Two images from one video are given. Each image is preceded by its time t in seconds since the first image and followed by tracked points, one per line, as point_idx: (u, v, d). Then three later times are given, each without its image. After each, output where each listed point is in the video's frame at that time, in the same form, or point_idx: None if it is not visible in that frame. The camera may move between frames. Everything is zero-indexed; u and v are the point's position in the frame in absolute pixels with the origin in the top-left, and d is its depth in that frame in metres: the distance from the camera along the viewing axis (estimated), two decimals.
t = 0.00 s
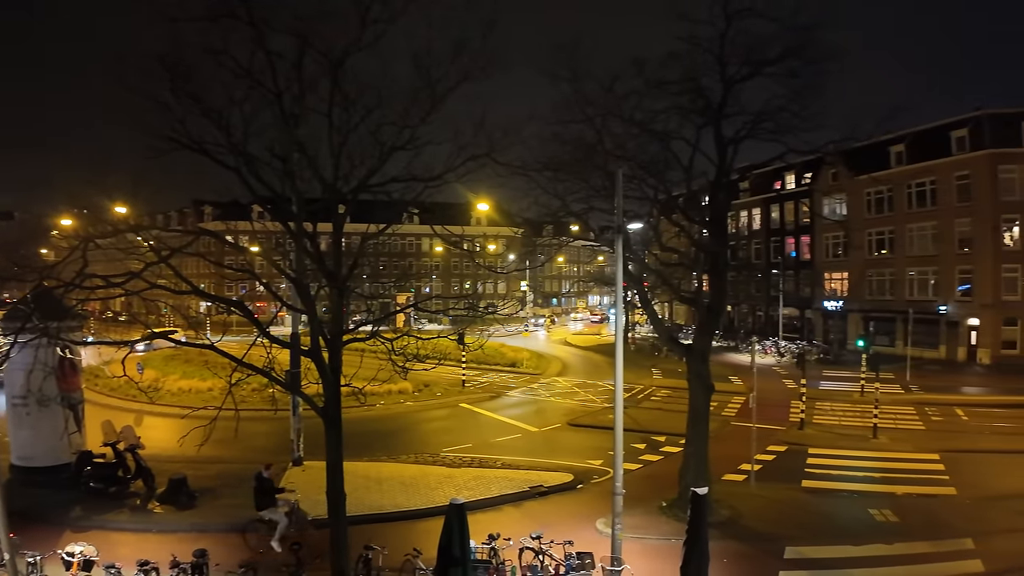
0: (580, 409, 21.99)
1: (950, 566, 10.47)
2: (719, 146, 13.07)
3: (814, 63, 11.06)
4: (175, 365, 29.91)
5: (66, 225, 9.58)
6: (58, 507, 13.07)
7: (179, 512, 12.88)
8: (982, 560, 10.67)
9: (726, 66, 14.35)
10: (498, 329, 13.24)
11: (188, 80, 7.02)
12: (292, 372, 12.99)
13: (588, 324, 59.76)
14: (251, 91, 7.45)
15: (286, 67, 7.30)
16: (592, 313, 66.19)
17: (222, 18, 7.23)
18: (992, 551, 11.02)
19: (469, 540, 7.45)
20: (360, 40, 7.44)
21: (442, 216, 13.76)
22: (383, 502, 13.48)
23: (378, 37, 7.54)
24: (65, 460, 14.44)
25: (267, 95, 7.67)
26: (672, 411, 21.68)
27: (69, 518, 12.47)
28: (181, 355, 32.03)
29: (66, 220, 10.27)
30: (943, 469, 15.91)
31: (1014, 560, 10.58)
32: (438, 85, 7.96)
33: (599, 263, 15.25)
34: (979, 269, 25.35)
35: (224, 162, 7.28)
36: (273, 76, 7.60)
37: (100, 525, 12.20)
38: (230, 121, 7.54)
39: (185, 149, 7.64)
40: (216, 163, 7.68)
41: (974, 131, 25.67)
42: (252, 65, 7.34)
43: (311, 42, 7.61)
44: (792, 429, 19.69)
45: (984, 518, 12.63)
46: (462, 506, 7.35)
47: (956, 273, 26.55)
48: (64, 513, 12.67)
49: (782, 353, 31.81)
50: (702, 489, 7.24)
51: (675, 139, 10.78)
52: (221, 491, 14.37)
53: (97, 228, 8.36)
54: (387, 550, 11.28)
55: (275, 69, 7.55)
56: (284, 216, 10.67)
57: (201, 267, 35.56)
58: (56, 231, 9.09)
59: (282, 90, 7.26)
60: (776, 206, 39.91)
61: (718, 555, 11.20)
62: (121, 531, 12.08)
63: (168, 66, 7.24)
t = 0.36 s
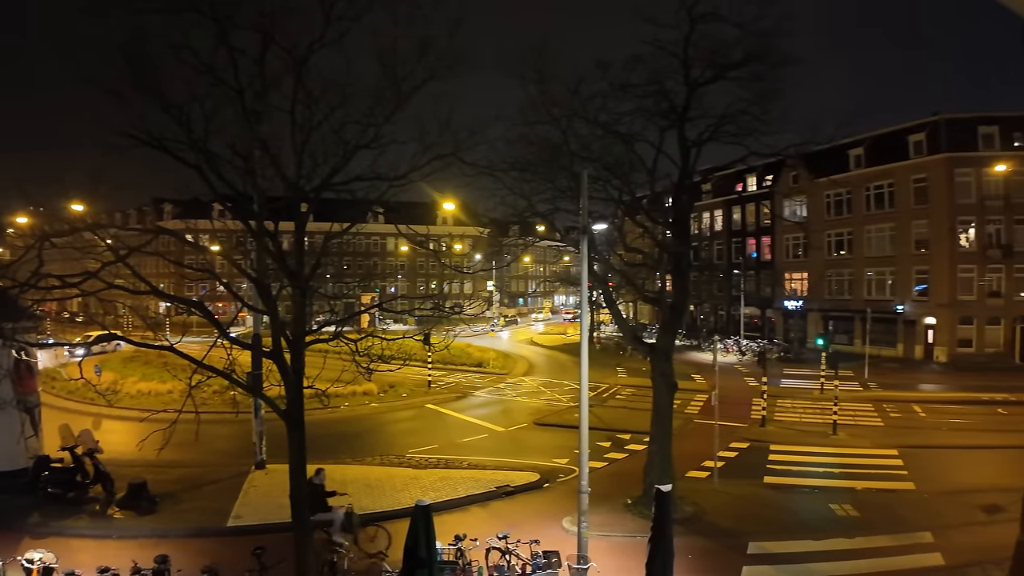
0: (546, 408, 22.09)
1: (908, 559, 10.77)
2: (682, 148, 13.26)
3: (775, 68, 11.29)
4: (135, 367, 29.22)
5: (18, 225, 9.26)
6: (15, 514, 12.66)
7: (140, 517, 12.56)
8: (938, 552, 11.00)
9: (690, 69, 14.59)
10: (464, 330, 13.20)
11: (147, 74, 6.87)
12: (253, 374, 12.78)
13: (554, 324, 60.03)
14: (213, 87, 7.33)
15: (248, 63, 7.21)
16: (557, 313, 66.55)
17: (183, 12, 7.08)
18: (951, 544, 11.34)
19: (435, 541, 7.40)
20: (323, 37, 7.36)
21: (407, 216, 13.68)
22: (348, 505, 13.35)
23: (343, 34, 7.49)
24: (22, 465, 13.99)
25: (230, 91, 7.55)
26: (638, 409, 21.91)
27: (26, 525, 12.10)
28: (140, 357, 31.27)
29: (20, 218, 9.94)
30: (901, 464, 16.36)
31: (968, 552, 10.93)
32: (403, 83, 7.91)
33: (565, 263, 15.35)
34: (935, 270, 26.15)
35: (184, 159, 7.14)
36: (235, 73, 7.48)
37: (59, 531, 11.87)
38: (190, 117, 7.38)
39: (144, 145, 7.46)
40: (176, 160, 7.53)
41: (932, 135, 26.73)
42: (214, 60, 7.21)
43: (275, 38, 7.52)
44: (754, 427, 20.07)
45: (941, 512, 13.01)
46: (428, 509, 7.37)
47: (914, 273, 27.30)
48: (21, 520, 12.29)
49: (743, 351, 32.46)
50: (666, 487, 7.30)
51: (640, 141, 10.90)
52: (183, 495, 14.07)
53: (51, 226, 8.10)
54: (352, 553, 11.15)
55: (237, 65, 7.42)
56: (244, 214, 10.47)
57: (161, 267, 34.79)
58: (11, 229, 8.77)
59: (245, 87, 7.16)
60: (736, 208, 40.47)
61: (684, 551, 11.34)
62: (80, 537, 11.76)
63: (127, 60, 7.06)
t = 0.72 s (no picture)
0: (511, 408, 22.16)
1: (867, 552, 11.06)
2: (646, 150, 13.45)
3: (736, 72, 11.51)
4: (92, 369, 28.45)
5: None
6: None
7: (99, 523, 12.24)
8: (897, 546, 11.31)
9: (653, 72, 14.80)
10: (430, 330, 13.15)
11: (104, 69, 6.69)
12: (213, 375, 12.55)
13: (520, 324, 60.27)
14: (172, 82, 7.17)
15: (209, 58, 7.07)
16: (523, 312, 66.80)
17: (143, 7, 6.91)
18: (909, 537, 11.66)
19: (400, 544, 7.35)
20: (286, 33, 7.26)
21: (371, 215, 13.59)
22: (312, 508, 13.21)
23: (306, 31, 7.40)
24: None
25: (190, 87, 7.39)
26: (603, 408, 22.13)
27: None
28: (98, 359, 30.47)
29: None
30: (859, 460, 16.80)
31: (925, 545, 11.27)
32: (367, 81, 7.85)
33: (530, 263, 15.43)
34: (892, 271, 26.96)
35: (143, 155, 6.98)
36: (196, 68, 7.33)
37: (15, 538, 11.54)
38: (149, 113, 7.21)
39: (102, 142, 7.26)
40: (135, 157, 7.35)
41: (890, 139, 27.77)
42: (174, 56, 7.04)
43: (237, 34, 7.39)
44: (716, 424, 20.44)
45: (899, 506, 13.39)
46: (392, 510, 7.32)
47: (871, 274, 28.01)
48: None
49: (705, 349, 33.11)
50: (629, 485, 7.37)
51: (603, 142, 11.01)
52: (143, 500, 13.77)
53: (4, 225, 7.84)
54: (315, 557, 10.99)
55: (197, 61, 7.27)
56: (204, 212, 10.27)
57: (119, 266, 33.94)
58: None
59: (207, 83, 7.02)
60: (698, 209, 41.10)
61: (649, 549, 11.48)
62: (38, 544, 11.44)
63: (83, 54, 6.87)
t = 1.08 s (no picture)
0: (477, 408, 22.17)
1: (828, 546, 11.32)
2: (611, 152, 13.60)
3: (700, 76, 11.70)
4: (49, 371, 27.66)
5: None
6: None
7: (57, 530, 11.92)
8: (857, 540, 11.60)
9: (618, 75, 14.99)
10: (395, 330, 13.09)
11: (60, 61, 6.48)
12: (173, 377, 12.28)
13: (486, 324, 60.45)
14: (132, 77, 6.99)
15: (170, 53, 6.90)
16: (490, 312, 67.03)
17: None
18: (868, 531, 11.98)
19: (365, 545, 7.31)
20: (249, 29, 7.11)
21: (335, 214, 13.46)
22: (275, 511, 13.03)
23: (269, 27, 7.29)
24: None
25: (150, 82, 7.20)
26: (568, 407, 22.30)
27: None
28: (54, 361, 29.61)
29: None
30: (819, 456, 17.23)
31: (885, 538, 11.60)
32: (331, 78, 7.76)
33: (496, 263, 15.47)
34: (852, 271, 27.74)
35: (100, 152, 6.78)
36: (157, 63, 7.15)
37: None
38: (107, 109, 6.99)
39: (58, 138, 7.03)
40: (93, 153, 7.15)
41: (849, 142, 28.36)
42: (133, 50, 6.85)
43: (198, 29, 7.22)
44: (679, 422, 20.75)
45: (857, 501, 13.76)
46: (356, 511, 7.33)
47: (830, 274, 28.75)
48: None
49: (669, 348, 33.71)
50: (593, 483, 7.46)
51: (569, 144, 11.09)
52: (103, 506, 13.42)
53: None
54: (280, 561, 10.86)
55: (158, 56, 7.08)
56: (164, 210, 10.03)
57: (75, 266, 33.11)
58: None
59: (167, 79, 6.84)
60: (662, 211, 41.63)
61: (614, 546, 11.61)
62: None
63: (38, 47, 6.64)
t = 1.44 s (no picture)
0: (444, 409, 22.09)
1: (793, 542, 11.56)
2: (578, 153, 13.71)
3: (666, 79, 11.86)
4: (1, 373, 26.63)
5: None
6: None
7: (14, 537, 11.50)
8: (819, 535, 11.89)
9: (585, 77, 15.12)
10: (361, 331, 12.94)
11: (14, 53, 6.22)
12: (133, 379, 11.95)
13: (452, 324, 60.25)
14: (92, 71, 6.75)
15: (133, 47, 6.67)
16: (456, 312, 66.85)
17: None
18: (830, 526, 12.29)
19: (332, 549, 7.19)
20: (213, 24, 6.93)
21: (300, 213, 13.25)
22: (239, 515, 12.76)
23: (233, 22, 7.10)
24: None
25: (110, 76, 6.97)
26: (536, 407, 22.37)
27: None
28: (6, 363, 28.53)
29: None
30: (781, 452, 17.62)
31: (847, 533, 11.90)
32: (297, 75, 7.62)
33: (463, 263, 15.42)
34: (812, 271, 28.45)
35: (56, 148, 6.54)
36: (117, 56, 6.92)
37: None
38: (65, 103, 6.74)
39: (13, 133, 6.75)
40: (50, 149, 6.88)
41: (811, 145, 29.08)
42: (94, 43, 6.62)
43: (161, 23, 7.01)
44: (645, 420, 20.99)
45: (818, 496, 14.11)
46: (322, 514, 7.19)
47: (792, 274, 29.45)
48: None
49: (634, 348, 34.10)
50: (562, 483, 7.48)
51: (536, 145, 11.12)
52: (62, 511, 12.99)
53: None
54: (244, 566, 10.63)
55: (119, 50, 6.86)
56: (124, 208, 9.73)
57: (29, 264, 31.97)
58: None
59: (130, 74, 6.62)
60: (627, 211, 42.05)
61: (581, 544, 11.66)
62: None
63: None
